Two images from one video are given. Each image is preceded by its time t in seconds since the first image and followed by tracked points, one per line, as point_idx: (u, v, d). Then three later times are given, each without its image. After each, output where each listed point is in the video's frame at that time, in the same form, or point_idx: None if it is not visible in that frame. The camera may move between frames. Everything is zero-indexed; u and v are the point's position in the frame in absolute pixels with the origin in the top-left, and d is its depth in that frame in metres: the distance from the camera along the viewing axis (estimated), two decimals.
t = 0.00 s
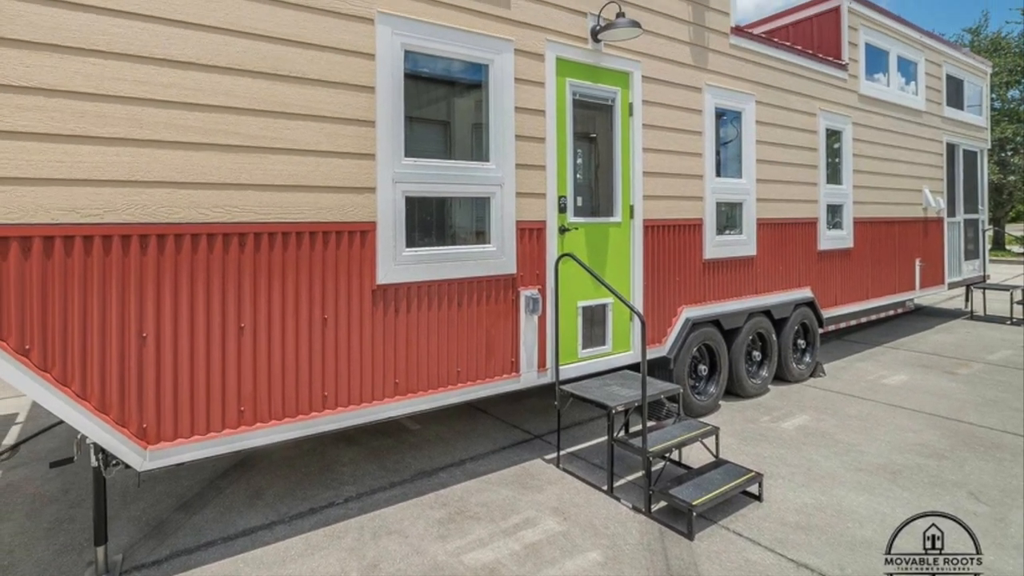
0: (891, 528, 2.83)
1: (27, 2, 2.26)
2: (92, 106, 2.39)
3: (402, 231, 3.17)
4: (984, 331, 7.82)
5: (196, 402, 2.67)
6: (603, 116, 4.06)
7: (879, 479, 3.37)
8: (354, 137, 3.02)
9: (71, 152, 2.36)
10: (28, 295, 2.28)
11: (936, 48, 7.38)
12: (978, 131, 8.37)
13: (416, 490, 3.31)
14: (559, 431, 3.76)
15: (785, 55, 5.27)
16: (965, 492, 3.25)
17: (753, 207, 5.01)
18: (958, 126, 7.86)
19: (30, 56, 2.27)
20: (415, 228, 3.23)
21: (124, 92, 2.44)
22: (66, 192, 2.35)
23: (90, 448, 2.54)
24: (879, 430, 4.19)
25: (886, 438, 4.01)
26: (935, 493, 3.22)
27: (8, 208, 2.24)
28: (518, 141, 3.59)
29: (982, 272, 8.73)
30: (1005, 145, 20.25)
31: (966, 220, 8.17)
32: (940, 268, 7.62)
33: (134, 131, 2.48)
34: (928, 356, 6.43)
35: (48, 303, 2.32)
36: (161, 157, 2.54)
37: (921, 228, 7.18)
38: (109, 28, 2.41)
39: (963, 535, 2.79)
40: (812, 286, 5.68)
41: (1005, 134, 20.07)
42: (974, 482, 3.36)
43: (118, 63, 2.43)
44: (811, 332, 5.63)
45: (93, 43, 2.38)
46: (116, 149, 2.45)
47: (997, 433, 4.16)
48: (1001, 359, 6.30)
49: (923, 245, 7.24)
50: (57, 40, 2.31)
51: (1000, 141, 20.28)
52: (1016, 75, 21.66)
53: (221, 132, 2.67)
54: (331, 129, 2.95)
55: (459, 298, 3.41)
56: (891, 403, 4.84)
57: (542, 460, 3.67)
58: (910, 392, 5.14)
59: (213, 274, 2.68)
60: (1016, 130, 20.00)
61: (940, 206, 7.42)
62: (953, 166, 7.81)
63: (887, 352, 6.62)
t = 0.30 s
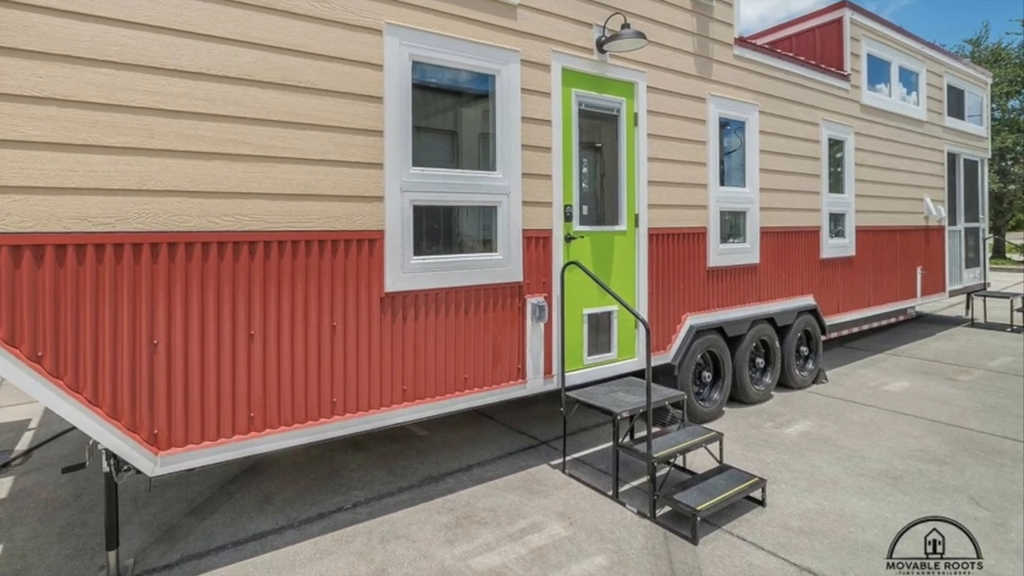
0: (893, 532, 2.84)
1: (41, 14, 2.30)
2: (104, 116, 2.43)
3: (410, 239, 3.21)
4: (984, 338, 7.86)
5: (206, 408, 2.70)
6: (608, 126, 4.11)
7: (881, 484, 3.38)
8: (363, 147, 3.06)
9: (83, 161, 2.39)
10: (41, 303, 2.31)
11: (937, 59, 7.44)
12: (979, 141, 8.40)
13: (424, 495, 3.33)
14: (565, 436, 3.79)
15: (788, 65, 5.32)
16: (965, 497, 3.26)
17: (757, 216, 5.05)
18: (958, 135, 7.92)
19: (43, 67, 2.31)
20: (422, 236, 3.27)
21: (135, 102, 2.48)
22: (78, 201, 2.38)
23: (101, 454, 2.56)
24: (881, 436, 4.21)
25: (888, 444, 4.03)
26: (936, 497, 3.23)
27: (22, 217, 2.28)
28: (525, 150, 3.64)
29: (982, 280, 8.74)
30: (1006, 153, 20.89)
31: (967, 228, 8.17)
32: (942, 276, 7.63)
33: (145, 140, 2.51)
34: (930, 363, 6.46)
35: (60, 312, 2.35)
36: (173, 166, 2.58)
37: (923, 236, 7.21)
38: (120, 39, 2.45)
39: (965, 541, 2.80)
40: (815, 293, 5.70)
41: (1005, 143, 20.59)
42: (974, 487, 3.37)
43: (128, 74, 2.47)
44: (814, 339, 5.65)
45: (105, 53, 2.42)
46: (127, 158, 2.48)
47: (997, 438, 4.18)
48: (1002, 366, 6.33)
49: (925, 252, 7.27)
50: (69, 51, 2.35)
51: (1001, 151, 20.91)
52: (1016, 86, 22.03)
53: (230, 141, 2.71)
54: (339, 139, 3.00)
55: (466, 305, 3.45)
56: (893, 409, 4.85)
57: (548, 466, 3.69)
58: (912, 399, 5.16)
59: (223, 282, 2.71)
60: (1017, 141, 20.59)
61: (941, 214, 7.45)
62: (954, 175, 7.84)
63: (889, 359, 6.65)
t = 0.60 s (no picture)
0: (895, 537, 2.85)
1: (53, 25, 2.32)
2: (115, 126, 2.46)
3: (418, 247, 3.25)
4: (985, 345, 7.88)
5: (217, 414, 2.73)
6: (613, 135, 4.15)
7: (882, 489, 3.39)
8: (371, 156, 3.10)
9: (94, 170, 2.42)
10: (53, 311, 2.33)
11: (938, 69, 7.48)
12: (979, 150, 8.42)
13: (431, 500, 3.36)
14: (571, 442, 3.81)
15: (791, 76, 5.37)
16: (966, 501, 3.26)
17: (760, 224, 5.09)
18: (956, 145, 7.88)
19: (55, 77, 2.33)
20: (430, 245, 3.32)
21: (146, 112, 2.51)
22: (90, 209, 2.41)
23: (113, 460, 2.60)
24: (882, 441, 4.22)
25: (889, 449, 4.04)
26: (937, 502, 3.24)
27: (33, 225, 2.30)
28: (531, 159, 3.68)
29: (983, 287, 8.76)
30: (1006, 163, 21.09)
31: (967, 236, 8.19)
32: (943, 283, 7.65)
33: (155, 150, 2.54)
34: (931, 369, 6.47)
35: (72, 319, 2.38)
36: (185, 175, 2.61)
37: (924, 244, 7.24)
38: (131, 49, 2.47)
39: (966, 545, 2.80)
40: (818, 301, 5.72)
41: (1006, 153, 20.90)
42: (975, 492, 3.38)
43: (140, 84, 2.50)
44: (817, 346, 5.67)
45: (116, 64, 2.45)
46: (138, 167, 2.51)
47: (998, 444, 4.18)
48: (1002, 372, 6.35)
49: (926, 260, 7.28)
50: (81, 61, 2.37)
51: (1001, 160, 21.16)
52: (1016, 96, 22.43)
53: (240, 150, 2.74)
54: (348, 148, 3.04)
55: (473, 312, 3.49)
56: (895, 415, 4.87)
57: (554, 471, 3.71)
58: (914, 405, 5.17)
59: (233, 289, 2.74)
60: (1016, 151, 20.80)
61: (942, 222, 7.47)
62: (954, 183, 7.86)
63: (890, 366, 6.66)
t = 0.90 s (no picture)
0: (896, 541, 2.86)
1: (66, 35, 2.36)
2: (126, 135, 2.49)
3: (426, 255, 3.30)
4: (985, 352, 7.90)
5: (227, 420, 2.77)
6: (618, 145, 4.19)
7: (884, 494, 3.40)
8: (379, 165, 3.15)
9: (106, 179, 2.46)
10: (65, 319, 2.37)
11: (939, 79, 7.51)
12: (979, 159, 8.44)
13: (439, 505, 3.39)
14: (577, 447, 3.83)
15: (795, 86, 5.40)
16: (966, 506, 3.28)
17: (763, 233, 5.12)
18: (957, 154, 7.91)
19: (66, 87, 2.37)
20: (437, 253, 3.36)
21: (157, 122, 2.55)
22: (102, 218, 2.45)
23: (124, 465, 2.63)
24: (884, 447, 4.23)
25: (891, 455, 4.05)
26: (937, 507, 3.26)
27: (46, 234, 2.33)
28: (537, 169, 3.73)
29: (984, 294, 8.78)
30: (1006, 172, 21.34)
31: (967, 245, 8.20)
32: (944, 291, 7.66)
33: (166, 159, 2.58)
34: (932, 376, 6.49)
35: (84, 327, 2.41)
36: (196, 185, 2.66)
37: (925, 252, 7.25)
38: (142, 60, 2.51)
39: (967, 550, 2.81)
40: (820, 308, 5.75)
41: (1006, 162, 21.14)
42: (976, 497, 3.39)
43: (151, 94, 2.53)
44: (820, 353, 5.68)
45: (127, 74, 2.48)
46: (150, 176, 2.55)
47: (998, 449, 4.20)
48: (1003, 379, 6.36)
49: (927, 268, 7.29)
50: (93, 71, 2.41)
51: (1001, 169, 21.45)
52: (1016, 106, 22.86)
53: (251, 160, 2.79)
54: (356, 158, 3.08)
55: (480, 319, 3.53)
56: (896, 421, 4.88)
57: (560, 476, 3.73)
58: (916, 411, 5.18)
59: (242, 297, 2.78)
60: (1017, 159, 21.08)
61: (943, 230, 7.49)
62: (954, 192, 7.88)
63: (892, 372, 6.67)
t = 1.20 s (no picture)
0: (898, 546, 2.87)
1: (77, 46, 2.39)
2: (137, 144, 2.53)
3: (433, 263, 3.34)
4: (986, 358, 7.92)
5: (237, 426, 2.80)
6: (623, 153, 4.23)
7: (886, 499, 3.41)
8: (387, 173, 3.19)
9: (117, 188, 2.49)
10: (76, 327, 2.40)
11: (941, 89, 7.54)
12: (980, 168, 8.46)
13: (446, 510, 3.41)
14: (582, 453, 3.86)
15: (798, 95, 5.44)
16: (967, 511, 3.28)
17: (767, 241, 5.15)
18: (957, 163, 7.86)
19: (77, 97, 2.40)
20: (444, 260, 3.40)
21: (167, 131, 2.59)
22: (113, 226, 2.48)
23: (135, 470, 2.66)
24: (886, 453, 4.24)
25: (893, 460, 4.06)
26: (939, 512, 3.27)
27: (57, 242, 2.36)
28: (543, 177, 3.77)
29: (985, 301, 8.79)
30: (1006, 180, 21.60)
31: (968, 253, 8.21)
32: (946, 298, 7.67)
33: (175, 168, 2.61)
34: (934, 382, 6.49)
35: (95, 334, 2.44)
36: (207, 193, 2.69)
37: (927, 260, 7.26)
38: (153, 70, 2.55)
39: (968, 554, 2.81)
40: (823, 315, 5.77)
41: (1006, 171, 21.37)
42: (976, 502, 3.40)
43: (162, 104, 2.57)
44: (822, 359, 5.69)
45: (138, 84, 2.52)
46: (160, 185, 2.59)
47: (998, 455, 4.21)
48: (1003, 385, 6.37)
49: (928, 276, 7.30)
50: (104, 81, 2.45)
51: (1001, 178, 21.68)
52: (1016, 115, 23.05)
53: (260, 169, 2.82)
54: (364, 167, 3.13)
55: (486, 326, 3.57)
56: (898, 427, 4.89)
57: (565, 481, 3.75)
58: (917, 417, 5.19)
59: (251, 304, 2.81)
60: (1017, 168, 21.34)
61: (945, 238, 7.51)
62: (955, 201, 7.89)
63: (894, 379, 6.67)
